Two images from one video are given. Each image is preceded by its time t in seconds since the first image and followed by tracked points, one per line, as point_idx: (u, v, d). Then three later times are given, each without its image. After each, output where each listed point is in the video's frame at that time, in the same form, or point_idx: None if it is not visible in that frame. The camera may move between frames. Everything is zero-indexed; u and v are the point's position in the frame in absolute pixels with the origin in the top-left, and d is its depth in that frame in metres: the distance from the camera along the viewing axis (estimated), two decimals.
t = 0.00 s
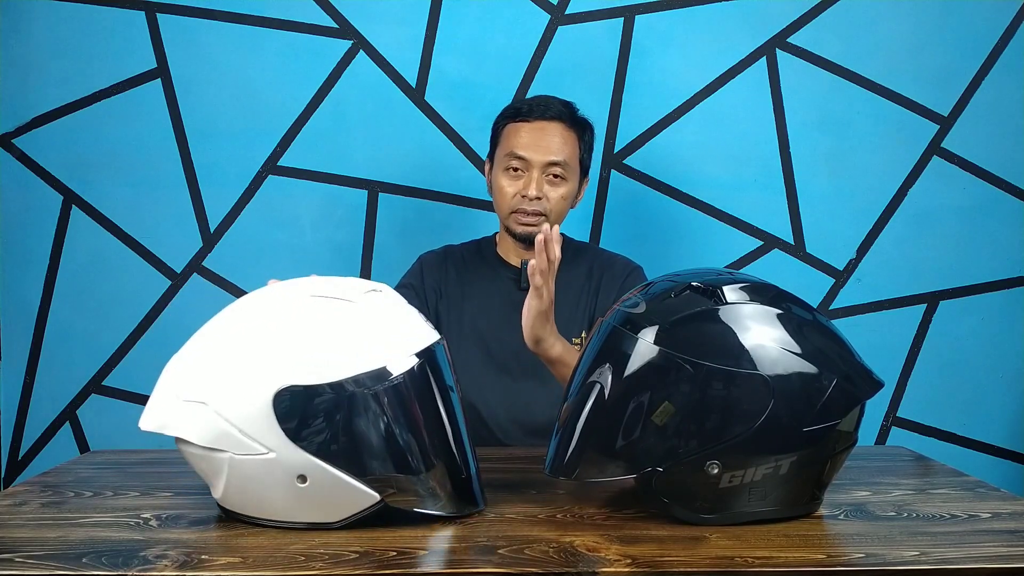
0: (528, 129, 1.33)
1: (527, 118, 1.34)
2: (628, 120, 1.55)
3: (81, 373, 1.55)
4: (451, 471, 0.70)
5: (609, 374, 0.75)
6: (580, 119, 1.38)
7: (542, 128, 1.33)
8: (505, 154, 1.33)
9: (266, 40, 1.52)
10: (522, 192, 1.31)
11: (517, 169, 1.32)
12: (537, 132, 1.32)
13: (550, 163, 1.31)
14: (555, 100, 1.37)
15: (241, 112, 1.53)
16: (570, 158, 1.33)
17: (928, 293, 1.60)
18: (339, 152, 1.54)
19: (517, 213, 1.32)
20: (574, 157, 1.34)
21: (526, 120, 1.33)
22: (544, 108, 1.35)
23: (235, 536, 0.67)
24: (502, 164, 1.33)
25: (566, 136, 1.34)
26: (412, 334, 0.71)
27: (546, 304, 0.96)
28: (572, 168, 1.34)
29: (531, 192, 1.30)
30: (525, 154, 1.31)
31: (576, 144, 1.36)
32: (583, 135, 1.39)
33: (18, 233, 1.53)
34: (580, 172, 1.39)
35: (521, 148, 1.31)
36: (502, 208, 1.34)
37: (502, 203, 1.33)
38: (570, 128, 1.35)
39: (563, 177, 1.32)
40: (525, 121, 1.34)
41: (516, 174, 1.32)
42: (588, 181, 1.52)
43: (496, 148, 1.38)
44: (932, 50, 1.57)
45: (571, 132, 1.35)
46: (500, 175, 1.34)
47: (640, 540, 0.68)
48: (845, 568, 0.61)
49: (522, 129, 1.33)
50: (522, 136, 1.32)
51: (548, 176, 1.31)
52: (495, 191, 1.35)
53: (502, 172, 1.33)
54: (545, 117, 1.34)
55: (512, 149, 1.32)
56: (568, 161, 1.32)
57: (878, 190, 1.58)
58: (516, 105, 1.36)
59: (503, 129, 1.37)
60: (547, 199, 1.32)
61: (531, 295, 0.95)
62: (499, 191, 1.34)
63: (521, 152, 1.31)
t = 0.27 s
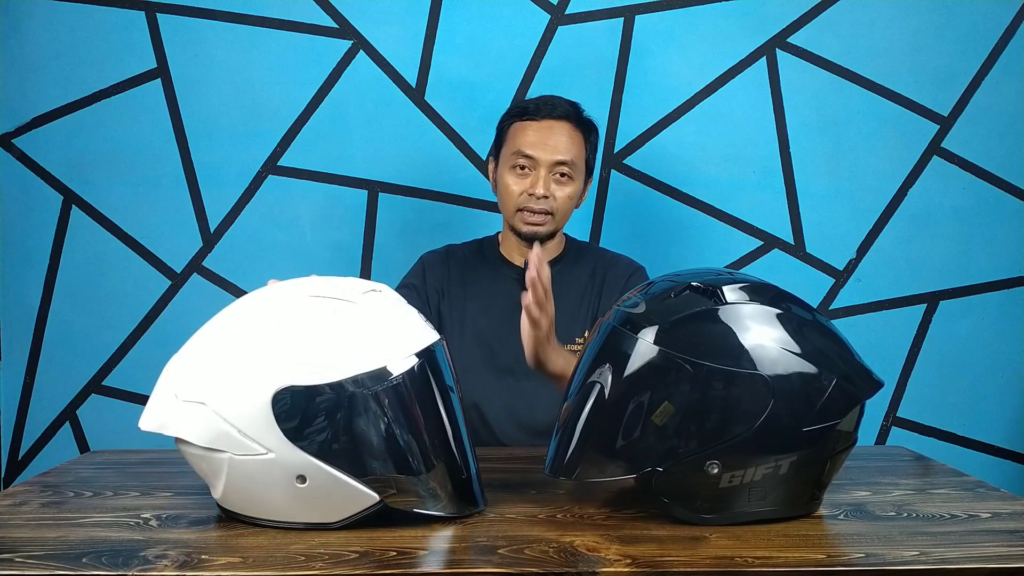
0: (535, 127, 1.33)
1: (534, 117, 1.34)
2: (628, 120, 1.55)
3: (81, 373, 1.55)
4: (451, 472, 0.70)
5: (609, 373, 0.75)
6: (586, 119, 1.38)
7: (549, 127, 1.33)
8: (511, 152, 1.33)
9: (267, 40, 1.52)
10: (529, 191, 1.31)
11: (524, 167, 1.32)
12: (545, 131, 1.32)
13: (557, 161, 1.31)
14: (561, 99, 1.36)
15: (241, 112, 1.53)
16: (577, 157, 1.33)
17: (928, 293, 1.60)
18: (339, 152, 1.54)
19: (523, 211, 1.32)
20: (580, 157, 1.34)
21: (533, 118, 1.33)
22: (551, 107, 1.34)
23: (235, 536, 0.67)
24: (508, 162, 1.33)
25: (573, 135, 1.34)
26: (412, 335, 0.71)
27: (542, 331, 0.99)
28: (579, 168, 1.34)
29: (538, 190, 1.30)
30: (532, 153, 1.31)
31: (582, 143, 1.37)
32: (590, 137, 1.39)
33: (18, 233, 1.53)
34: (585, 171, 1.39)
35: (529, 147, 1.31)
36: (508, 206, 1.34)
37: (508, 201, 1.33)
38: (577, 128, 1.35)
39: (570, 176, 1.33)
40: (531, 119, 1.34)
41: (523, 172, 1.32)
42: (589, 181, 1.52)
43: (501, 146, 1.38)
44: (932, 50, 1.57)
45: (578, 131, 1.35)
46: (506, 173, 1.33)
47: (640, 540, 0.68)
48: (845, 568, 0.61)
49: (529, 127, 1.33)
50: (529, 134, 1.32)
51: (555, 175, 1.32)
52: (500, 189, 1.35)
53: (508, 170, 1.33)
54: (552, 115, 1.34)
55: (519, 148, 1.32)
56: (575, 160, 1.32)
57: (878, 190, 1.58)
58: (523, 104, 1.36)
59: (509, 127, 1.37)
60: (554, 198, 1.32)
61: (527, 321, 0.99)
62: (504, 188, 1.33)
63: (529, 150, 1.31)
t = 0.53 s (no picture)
0: (536, 128, 1.32)
1: (535, 118, 1.34)
2: (628, 120, 1.55)
3: (81, 374, 1.55)
4: (451, 472, 0.70)
5: (609, 373, 0.75)
6: (587, 120, 1.38)
7: (550, 128, 1.32)
8: (512, 153, 1.32)
9: (266, 40, 1.52)
10: (530, 192, 1.31)
11: (525, 168, 1.32)
12: (545, 132, 1.32)
13: (558, 163, 1.31)
14: (562, 99, 1.36)
15: (241, 112, 1.53)
16: (578, 158, 1.33)
17: (928, 293, 1.60)
18: (339, 151, 1.54)
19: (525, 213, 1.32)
20: (581, 157, 1.34)
21: (534, 119, 1.33)
22: (552, 108, 1.34)
23: (235, 536, 0.67)
24: (509, 163, 1.33)
25: (574, 135, 1.34)
26: (412, 336, 0.71)
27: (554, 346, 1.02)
28: (580, 168, 1.34)
29: (539, 192, 1.30)
30: (532, 154, 1.30)
31: (583, 143, 1.36)
32: (591, 137, 1.39)
33: (18, 234, 1.53)
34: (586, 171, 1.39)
35: (529, 148, 1.31)
36: (509, 207, 1.34)
37: (509, 202, 1.33)
38: (578, 128, 1.35)
39: (571, 177, 1.33)
40: (532, 120, 1.34)
41: (524, 174, 1.32)
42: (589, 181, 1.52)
43: (502, 147, 1.38)
44: (932, 50, 1.57)
45: (578, 132, 1.35)
46: (507, 174, 1.33)
47: (640, 540, 0.68)
48: (845, 568, 0.61)
49: (530, 128, 1.33)
50: (529, 135, 1.32)
51: (556, 176, 1.32)
52: (501, 190, 1.35)
53: (509, 172, 1.33)
54: (553, 116, 1.33)
55: (520, 149, 1.31)
56: (577, 162, 1.32)
57: (878, 190, 1.58)
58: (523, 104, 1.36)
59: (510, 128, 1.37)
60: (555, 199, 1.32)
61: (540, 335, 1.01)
62: (506, 190, 1.33)
63: (530, 152, 1.31)
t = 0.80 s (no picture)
0: (528, 126, 1.33)
1: (527, 116, 1.34)
2: (628, 120, 1.55)
3: (81, 373, 1.55)
4: (451, 471, 0.70)
5: (609, 373, 0.75)
6: (580, 116, 1.38)
7: (542, 125, 1.33)
8: (505, 151, 1.32)
9: (266, 40, 1.52)
10: (524, 190, 1.31)
11: (518, 166, 1.32)
12: (537, 129, 1.32)
13: (551, 160, 1.31)
14: (554, 96, 1.36)
15: (241, 112, 1.53)
16: (572, 155, 1.33)
17: (928, 293, 1.60)
18: (339, 152, 1.54)
19: (519, 211, 1.32)
20: (575, 154, 1.34)
21: (525, 117, 1.33)
22: (544, 105, 1.34)
23: (235, 536, 0.67)
24: (502, 162, 1.33)
25: (567, 132, 1.34)
26: (412, 336, 0.71)
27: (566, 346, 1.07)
28: (574, 165, 1.34)
29: (533, 189, 1.30)
30: (525, 152, 1.31)
31: (576, 140, 1.36)
32: (584, 134, 1.39)
33: (18, 234, 1.53)
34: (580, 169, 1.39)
35: (522, 146, 1.31)
36: (503, 206, 1.33)
37: (503, 201, 1.33)
38: (570, 125, 1.35)
39: (565, 174, 1.32)
40: (524, 118, 1.34)
41: (517, 172, 1.32)
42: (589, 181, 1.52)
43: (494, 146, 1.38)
44: (932, 50, 1.57)
45: (571, 128, 1.35)
46: (500, 173, 1.33)
47: (640, 540, 0.68)
48: (845, 568, 0.61)
49: (522, 126, 1.33)
50: (522, 133, 1.32)
51: (550, 173, 1.32)
52: (495, 189, 1.35)
53: (502, 170, 1.33)
54: (545, 113, 1.34)
55: (512, 147, 1.31)
56: (570, 158, 1.32)
57: (878, 190, 1.58)
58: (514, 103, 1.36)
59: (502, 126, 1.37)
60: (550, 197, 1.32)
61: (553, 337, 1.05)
62: (499, 188, 1.33)
63: (522, 149, 1.31)
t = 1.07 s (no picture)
0: (530, 126, 1.32)
1: (529, 116, 1.34)
2: (628, 120, 1.55)
3: (81, 374, 1.55)
4: (451, 471, 0.70)
5: (609, 373, 0.75)
6: (581, 116, 1.38)
7: (544, 125, 1.32)
8: (507, 152, 1.32)
9: (266, 40, 1.52)
10: (527, 190, 1.31)
11: (521, 167, 1.31)
12: (540, 129, 1.32)
13: (554, 160, 1.30)
14: (557, 96, 1.36)
15: (241, 112, 1.53)
16: (575, 155, 1.33)
17: (928, 293, 1.60)
18: (339, 152, 1.54)
19: (522, 212, 1.32)
20: (578, 154, 1.34)
21: (528, 118, 1.33)
22: (546, 105, 1.34)
23: (235, 536, 0.67)
24: (505, 163, 1.33)
25: (569, 132, 1.34)
26: (412, 336, 0.71)
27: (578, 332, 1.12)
28: (577, 165, 1.33)
29: (536, 190, 1.30)
30: (528, 152, 1.30)
31: (579, 140, 1.36)
32: (586, 134, 1.39)
33: (18, 233, 1.53)
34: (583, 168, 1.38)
35: (525, 146, 1.31)
36: (506, 207, 1.33)
37: (506, 201, 1.33)
38: (573, 125, 1.35)
39: (568, 174, 1.32)
40: (526, 118, 1.34)
41: (520, 172, 1.32)
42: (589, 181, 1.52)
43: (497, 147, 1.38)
44: (931, 50, 1.57)
45: (574, 128, 1.35)
46: (503, 173, 1.33)
47: (640, 540, 0.68)
48: (845, 568, 0.61)
49: (525, 127, 1.33)
50: (524, 134, 1.32)
51: (552, 174, 1.31)
52: (498, 189, 1.35)
53: (505, 171, 1.33)
54: (547, 114, 1.34)
55: (515, 148, 1.31)
56: (572, 158, 1.32)
57: (878, 190, 1.58)
58: (517, 104, 1.36)
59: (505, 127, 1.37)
60: (552, 197, 1.31)
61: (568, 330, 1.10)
62: (502, 189, 1.33)
63: (525, 150, 1.30)
